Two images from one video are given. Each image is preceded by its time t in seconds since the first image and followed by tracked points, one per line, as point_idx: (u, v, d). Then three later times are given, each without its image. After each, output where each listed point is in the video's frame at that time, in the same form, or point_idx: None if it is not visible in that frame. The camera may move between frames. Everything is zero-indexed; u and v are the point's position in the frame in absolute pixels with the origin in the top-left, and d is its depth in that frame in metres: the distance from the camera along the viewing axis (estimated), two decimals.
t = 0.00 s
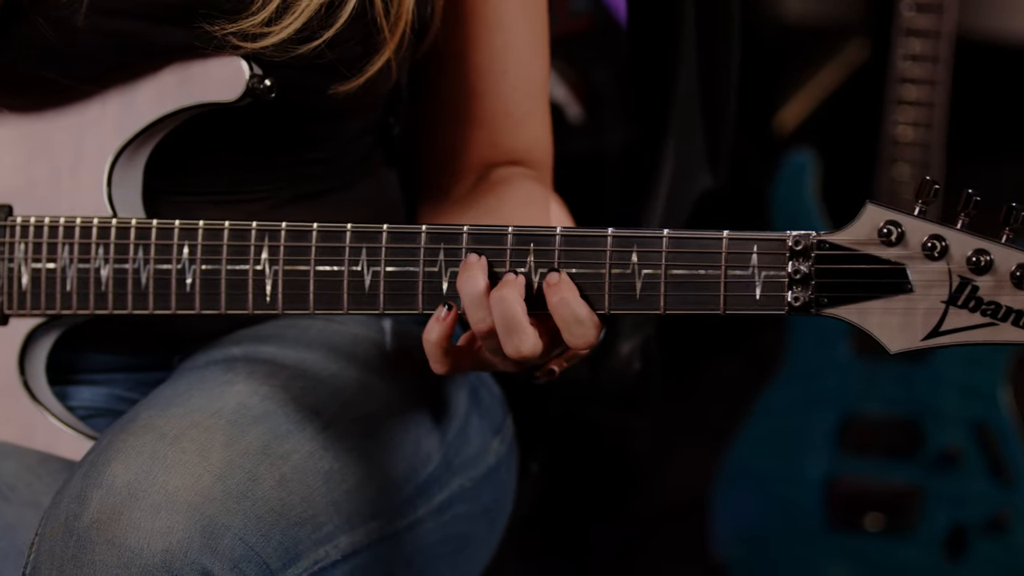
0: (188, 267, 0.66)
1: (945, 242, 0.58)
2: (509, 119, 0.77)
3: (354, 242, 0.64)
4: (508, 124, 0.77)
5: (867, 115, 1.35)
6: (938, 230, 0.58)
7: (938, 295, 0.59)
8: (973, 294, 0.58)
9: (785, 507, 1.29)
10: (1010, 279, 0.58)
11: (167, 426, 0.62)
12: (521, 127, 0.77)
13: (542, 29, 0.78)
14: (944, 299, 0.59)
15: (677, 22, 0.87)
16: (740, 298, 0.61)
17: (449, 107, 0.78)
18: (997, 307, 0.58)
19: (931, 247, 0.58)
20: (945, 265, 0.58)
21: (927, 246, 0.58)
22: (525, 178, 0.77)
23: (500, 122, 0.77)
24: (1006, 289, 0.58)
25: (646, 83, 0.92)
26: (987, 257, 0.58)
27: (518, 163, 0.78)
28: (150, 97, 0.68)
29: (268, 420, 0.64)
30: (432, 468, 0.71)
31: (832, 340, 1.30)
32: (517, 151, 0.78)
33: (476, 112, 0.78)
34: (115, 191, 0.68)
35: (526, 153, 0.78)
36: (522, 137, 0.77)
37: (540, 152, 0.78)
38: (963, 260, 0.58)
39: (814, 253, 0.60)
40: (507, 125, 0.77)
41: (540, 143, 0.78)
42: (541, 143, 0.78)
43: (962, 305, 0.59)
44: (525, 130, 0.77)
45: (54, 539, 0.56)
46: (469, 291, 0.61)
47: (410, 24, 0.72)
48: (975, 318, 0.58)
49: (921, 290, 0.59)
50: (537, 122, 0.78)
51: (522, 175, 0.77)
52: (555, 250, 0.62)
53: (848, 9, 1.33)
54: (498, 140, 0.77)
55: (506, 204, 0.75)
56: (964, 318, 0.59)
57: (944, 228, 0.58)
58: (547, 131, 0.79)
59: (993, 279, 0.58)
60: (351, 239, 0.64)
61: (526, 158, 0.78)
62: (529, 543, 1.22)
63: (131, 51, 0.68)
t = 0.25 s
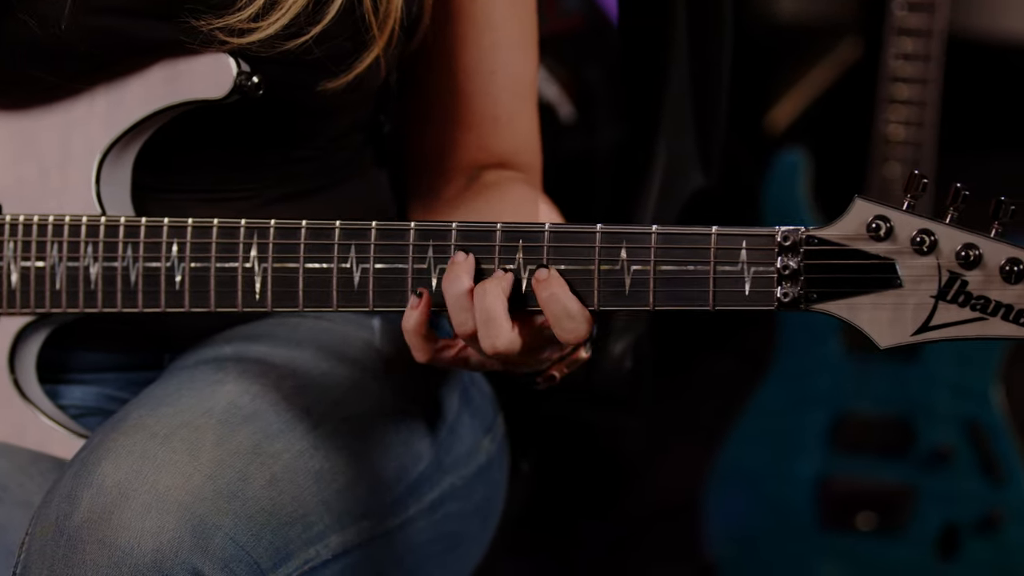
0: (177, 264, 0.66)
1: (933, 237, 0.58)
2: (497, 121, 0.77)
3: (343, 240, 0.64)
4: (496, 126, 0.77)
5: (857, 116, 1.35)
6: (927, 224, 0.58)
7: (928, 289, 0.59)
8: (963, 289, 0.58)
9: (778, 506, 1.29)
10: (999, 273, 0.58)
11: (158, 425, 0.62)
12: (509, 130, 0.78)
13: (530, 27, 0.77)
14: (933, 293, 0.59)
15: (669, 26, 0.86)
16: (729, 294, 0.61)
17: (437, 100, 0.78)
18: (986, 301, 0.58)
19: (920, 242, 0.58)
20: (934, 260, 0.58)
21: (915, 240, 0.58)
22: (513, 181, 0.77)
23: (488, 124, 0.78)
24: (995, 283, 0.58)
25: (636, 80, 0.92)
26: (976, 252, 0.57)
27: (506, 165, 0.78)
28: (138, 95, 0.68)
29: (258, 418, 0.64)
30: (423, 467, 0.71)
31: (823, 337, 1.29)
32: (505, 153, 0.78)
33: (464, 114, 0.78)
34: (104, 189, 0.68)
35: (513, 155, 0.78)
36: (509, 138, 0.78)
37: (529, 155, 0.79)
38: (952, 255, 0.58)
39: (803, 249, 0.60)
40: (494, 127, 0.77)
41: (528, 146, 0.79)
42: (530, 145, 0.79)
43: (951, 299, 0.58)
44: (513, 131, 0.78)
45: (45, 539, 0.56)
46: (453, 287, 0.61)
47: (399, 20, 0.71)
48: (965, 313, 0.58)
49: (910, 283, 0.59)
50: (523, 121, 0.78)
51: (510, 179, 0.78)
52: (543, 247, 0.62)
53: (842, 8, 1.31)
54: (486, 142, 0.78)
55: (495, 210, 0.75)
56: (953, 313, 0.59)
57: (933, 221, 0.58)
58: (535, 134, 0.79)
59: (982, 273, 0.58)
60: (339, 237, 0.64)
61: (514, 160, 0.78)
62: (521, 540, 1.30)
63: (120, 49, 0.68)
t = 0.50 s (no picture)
0: (175, 265, 0.66)
1: (930, 245, 0.58)
2: (500, 111, 0.77)
3: (339, 243, 0.64)
4: (500, 116, 0.77)
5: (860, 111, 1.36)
6: (923, 232, 0.58)
7: (924, 297, 0.59)
8: (958, 296, 0.58)
9: (776, 506, 1.29)
10: (995, 282, 0.58)
11: (156, 425, 0.62)
12: (513, 120, 0.77)
13: (534, 25, 0.77)
14: (929, 301, 0.59)
15: (665, 25, 0.86)
16: (726, 300, 0.61)
17: (439, 105, 0.79)
18: (982, 309, 0.58)
19: (916, 249, 0.58)
20: (930, 267, 0.59)
21: (912, 248, 0.58)
22: (520, 171, 0.77)
23: (492, 115, 0.77)
24: (991, 291, 0.58)
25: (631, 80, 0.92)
26: (972, 259, 0.58)
27: (513, 156, 0.78)
28: (136, 96, 0.68)
29: (256, 418, 0.64)
30: (420, 466, 0.71)
31: (819, 339, 1.31)
32: (511, 143, 0.78)
33: (468, 106, 0.77)
34: (103, 190, 0.68)
35: (518, 145, 0.78)
36: (513, 129, 0.77)
37: (533, 145, 0.78)
38: (948, 263, 0.59)
39: (799, 255, 0.60)
40: (498, 117, 0.77)
41: (533, 137, 0.78)
42: (535, 136, 0.78)
43: (947, 307, 0.59)
44: (516, 121, 0.77)
45: (43, 537, 0.56)
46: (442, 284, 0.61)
47: (396, 20, 0.71)
48: (960, 321, 0.59)
49: (906, 291, 0.59)
50: (529, 111, 0.78)
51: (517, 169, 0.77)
52: (539, 253, 0.62)
53: (837, 7, 1.38)
54: (492, 134, 0.77)
55: (499, 198, 0.75)
56: (949, 320, 0.59)
57: (929, 229, 0.58)
58: (541, 125, 0.79)
59: (978, 281, 0.58)
60: (336, 240, 0.64)
61: (519, 150, 0.78)
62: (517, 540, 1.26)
63: (117, 50, 0.68)
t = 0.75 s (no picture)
0: (172, 266, 0.66)
1: (927, 247, 0.58)
2: (500, 112, 0.77)
3: (337, 244, 0.63)
4: (501, 116, 0.77)
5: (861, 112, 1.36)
6: (920, 234, 0.58)
7: (920, 299, 0.59)
8: (954, 299, 0.58)
9: (773, 505, 1.29)
10: (991, 284, 0.58)
11: (152, 424, 0.62)
12: (513, 120, 0.77)
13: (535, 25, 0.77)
14: (926, 304, 0.59)
15: (663, 24, 0.87)
16: (722, 301, 0.61)
17: (435, 105, 0.79)
18: (979, 312, 0.58)
19: (913, 252, 0.58)
20: (927, 269, 0.58)
21: (909, 250, 0.58)
22: (520, 171, 0.77)
23: (492, 115, 0.77)
24: (987, 293, 0.58)
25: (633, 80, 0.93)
26: (969, 262, 0.58)
27: (513, 156, 0.78)
28: (135, 97, 0.68)
29: (252, 417, 0.64)
30: (416, 466, 0.71)
31: (815, 339, 1.31)
32: (512, 143, 0.78)
33: (468, 107, 0.77)
34: (101, 190, 0.68)
35: (518, 146, 0.78)
36: (513, 129, 0.77)
37: (533, 145, 0.78)
38: (945, 265, 0.58)
39: (796, 257, 0.59)
40: (498, 118, 0.77)
41: (533, 137, 0.78)
42: (536, 136, 0.78)
43: (943, 309, 0.59)
44: (516, 121, 0.77)
45: (39, 537, 0.56)
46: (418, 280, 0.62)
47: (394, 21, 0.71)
48: (956, 323, 0.59)
49: (902, 293, 0.59)
50: (529, 111, 0.78)
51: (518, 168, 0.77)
52: (537, 254, 0.62)
53: (834, 6, 1.40)
54: (492, 135, 0.77)
55: (495, 195, 0.75)
56: (945, 323, 0.59)
57: (926, 232, 0.58)
58: (540, 126, 0.79)
59: (975, 283, 0.58)
60: (334, 241, 0.63)
61: (519, 151, 0.78)
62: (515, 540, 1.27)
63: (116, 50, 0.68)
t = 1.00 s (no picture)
0: (171, 265, 0.66)
1: (927, 245, 0.58)
2: (489, 113, 0.77)
3: (336, 242, 0.63)
4: (490, 117, 0.77)
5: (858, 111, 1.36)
6: (920, 232, 0.58)
7: (920, 297, 0.59)
8: (955, 297, 0.58)
9: (770, 504, 1.29)
10: (992, 283, 0.58)
11: (149, 424, 0.62)
12: (503, 120, 0.77)
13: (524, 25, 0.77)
14: (926, 301, 0.59)
15: (659, 23, 0.86)
16: (723, 300, 0.61)
17: (427, 106, 0.78)
18: (979, 310, 0.58)
19: (913, 250, 0.58)
20: (927, 267, 0.59)
21: (909, 249, 0.58)
22: (510, 174, 0.77)
23: (481, 116, 0.77)
24: (988, 292, 0.58)
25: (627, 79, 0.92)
26: (970, 261, 0.58)
27: (501, 156, 0.78)
28: (133, 96, 0.68)
29: (250, 418, 0.64)
30: (413, 465, 0.71)
31: (815, 337, 1.31)
32: (500, 145, 0.78)
33: (457, 107, 0.77)
34: (99, 189, 0.68)
35: (508, 146, 0.78)
36: (503, 130, 0.77)
37: (522, 146, 0.78)
38: (945, 263, 0.58)
39: (796, 255, 0.60)
40: (487, 119, 0.77)
41: (521, 139, 0.78)
42: (524, 138, 0.78)
43: (944, 307, 0.59)
44: (506, 122, 0.77)
45: (36, 536, 0.56)
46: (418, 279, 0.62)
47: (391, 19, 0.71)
48: (957, 321, 0.59)
49: (902, 292, 0.59)
50: (518, 111, 0.78)
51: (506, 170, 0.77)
52: (537, 252, 0.62)
53: (830, 6, 1.41)
54: (480, 136, 0.77)
55: (483, 194, 0.75)
56: (946, 321, 0.59)
57: (926, 230, 0.58)
58: (527, 127, 0.79)
59: (975, 282, 0.58)
60: (333, 238, 0.63)
61: (508, 151, 0.78)
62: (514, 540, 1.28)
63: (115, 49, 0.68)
